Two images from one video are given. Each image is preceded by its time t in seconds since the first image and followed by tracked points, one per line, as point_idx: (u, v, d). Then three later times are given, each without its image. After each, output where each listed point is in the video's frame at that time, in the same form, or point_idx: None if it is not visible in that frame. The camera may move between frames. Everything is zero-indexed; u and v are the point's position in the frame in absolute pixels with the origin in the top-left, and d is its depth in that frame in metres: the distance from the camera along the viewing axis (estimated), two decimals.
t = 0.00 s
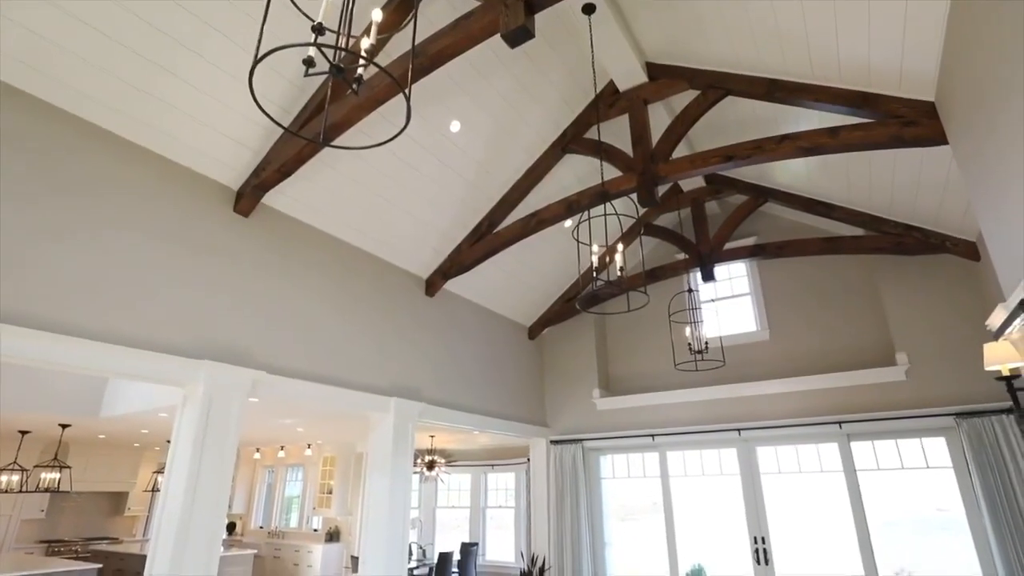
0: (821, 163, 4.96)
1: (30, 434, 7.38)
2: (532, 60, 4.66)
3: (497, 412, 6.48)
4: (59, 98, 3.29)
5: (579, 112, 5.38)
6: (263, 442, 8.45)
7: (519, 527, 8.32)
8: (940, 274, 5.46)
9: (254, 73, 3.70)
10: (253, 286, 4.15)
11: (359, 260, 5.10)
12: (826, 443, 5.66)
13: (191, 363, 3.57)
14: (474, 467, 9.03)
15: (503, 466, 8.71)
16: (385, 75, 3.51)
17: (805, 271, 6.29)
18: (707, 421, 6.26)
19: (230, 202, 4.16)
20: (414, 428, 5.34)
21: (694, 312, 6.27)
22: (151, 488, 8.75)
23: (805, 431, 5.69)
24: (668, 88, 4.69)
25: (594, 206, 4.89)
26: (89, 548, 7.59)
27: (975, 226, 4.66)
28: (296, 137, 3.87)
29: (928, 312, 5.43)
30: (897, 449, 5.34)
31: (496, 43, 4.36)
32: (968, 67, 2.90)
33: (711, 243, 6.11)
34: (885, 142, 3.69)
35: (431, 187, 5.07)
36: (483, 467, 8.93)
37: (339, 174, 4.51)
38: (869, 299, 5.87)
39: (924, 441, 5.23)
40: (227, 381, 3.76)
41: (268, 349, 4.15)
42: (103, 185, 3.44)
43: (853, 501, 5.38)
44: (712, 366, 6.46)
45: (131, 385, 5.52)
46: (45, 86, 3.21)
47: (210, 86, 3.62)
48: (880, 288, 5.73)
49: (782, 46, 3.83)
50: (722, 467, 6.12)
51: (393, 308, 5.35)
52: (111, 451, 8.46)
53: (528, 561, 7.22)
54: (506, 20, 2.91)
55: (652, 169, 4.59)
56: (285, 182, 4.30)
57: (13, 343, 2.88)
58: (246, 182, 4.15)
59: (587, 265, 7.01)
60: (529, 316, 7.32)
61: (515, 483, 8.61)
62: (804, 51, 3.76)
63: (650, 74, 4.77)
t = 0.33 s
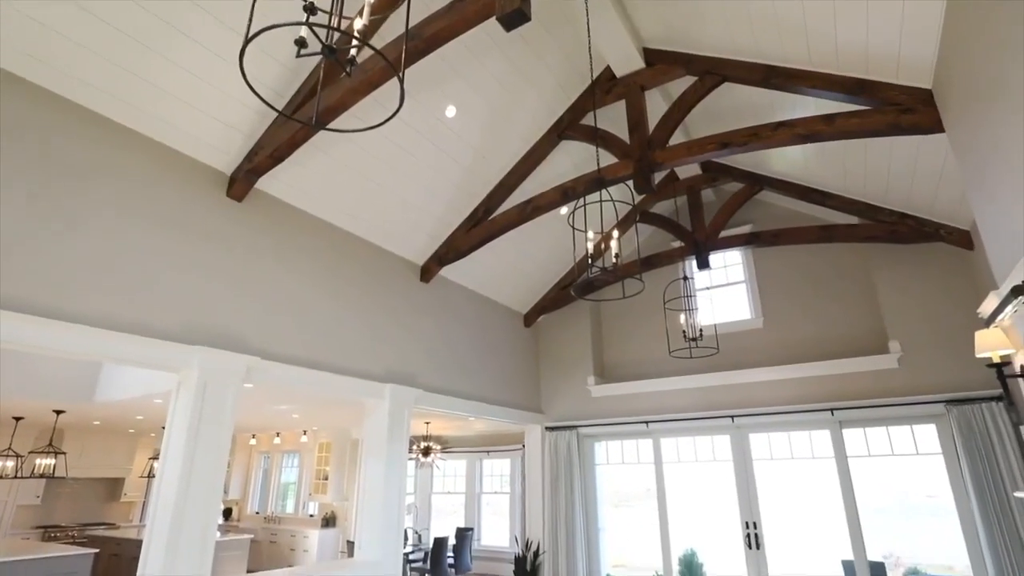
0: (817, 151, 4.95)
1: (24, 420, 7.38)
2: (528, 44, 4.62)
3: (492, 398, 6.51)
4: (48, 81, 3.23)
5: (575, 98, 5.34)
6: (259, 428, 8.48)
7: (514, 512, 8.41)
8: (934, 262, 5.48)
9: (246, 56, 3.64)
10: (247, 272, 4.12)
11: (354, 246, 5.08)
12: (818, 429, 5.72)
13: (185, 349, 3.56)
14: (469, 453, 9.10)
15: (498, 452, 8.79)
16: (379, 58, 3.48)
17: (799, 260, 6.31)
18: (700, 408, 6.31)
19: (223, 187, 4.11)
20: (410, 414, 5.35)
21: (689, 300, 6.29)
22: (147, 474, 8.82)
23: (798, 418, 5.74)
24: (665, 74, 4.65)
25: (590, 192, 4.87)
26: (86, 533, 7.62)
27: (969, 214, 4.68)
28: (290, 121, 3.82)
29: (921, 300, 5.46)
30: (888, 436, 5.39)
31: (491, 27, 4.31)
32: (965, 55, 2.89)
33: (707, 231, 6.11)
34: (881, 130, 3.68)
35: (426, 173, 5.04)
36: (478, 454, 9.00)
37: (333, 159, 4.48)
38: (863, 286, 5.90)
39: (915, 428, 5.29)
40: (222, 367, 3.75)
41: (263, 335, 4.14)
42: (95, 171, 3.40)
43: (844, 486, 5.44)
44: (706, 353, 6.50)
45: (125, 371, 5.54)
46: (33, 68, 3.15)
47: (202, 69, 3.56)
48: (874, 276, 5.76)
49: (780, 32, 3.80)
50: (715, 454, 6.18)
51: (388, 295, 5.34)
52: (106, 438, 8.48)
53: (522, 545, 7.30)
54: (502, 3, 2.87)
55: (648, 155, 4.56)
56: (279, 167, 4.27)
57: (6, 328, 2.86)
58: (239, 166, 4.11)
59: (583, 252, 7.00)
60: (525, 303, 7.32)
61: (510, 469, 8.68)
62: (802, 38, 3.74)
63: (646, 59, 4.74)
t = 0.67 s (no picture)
0: (814, 138, 4.94)
1: (19, 407, 7.38)
2: (524, 29, 4.57)
3: (488, 385, 6.54)
4: (35, 62, 3.18)
5: (572, 84, 5.30)
6: (255, 415, 8.50)
7: (509, 497, 8.48)
8: (927, 251, 5.51)
9: (238, 39, 3.59)
10: (241, 259, 4.10)
11: (349, 233, 5.06)
12: (811, 416, 5.76)
13: (179, 334, 3.54)
14: (465, 440, 9.16)
15: (493, 439, 8.86)
16: (374, 42, 3.45)
17: (794, 248, 6.32)
18: (694, 395, 6.35)
19: (216, 171, 4.08)
20: (405, 400, 5.37)
21: (684, 288, 6.30)
22: (143, 460, 8.84)
23: (790, 405, 5.79)
24: (662, 59, 4.62)
25: (586, 179, 4.85)
26: (83, 518, 7.65)
27: (963, 202, 4.69)
28: (283, 105, 3.78)
29: (914, 289, 5.49)
30: (880, 423, 5.45)
31: (487, 10, 4.26)
32: (962, 40, 2.88)
33: (702, 218, 6.10)
34: (878, 117, 3.67)
35: (421, 159, 5.01)
36: (474, 440, 9.07)
37: (327, 144, 4.44)
38: (857, 275, 5.92)
39: (906, 415, 5.35)
40: (217, 353, 3.74)
41: (258, 321, 4.13)
42: (84, 155, 3.35)
43: (835, 472, 5.51)
44: (701, 341, 6.53)
45: (120, 357, 5.53)
46: (21, 49, 3.11)
47: (193, 52, 3.51)
48: (868, 265, 5.78)
49: (779, 18, 3.77)
50: (708, 440, 6.23)
51: (383, 282, 5.33)
52: (101, 425, 8.49)
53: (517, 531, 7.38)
54: None
55: (645, 142, 4.54)
56: (272, 152, 4.23)
57: None
58: (232, 151, 4.07)
59: (579, 240, 7.00)
60: (520, 291, 7.33)
61: (505, 456, 8.75)
62: (800, 24, 3.71)
63: (644, 45, 4.70)
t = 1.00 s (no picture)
0: (809, 125, 4.93)
1: (12, 393, 7.36)
2: (520, 12, 4.51)
3: (482, 372, 6.56)
4: (21, 43, 3.12)
5: (568, 70, 5.26)
6: (250, 402, 8.51)
7: (503, 483, 8.55)
8: (921, 239, 5.53)
9: (228, 21, 3.53)
10: (235, 244, 4.08)
11: (343, 219, 5.03)
12: (803, 403, 5.81)
13: (173, 319, 3.52)
14: (460, 427, 9.21)
15: (488, 426, 8.92)
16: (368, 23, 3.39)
17: (789, 236, 6.33)
18: (688, 383, 6.38)
19: (208, 156, 4.03)
20: (400, 387, 5.38)
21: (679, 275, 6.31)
22: (137, 447, 8.87)
23: (783, 392, 5.83)
24: (659, 45, 4.58)
25: (581, 166, 4.83)
26: (78, 504, 7.65)
27: (958, 191, 4.70)
28: (276, 88, 3.72)
29: (907, 277, 5.51)
30: (871, 410, 5.50)
31: None
32: (960, 26, 2.86)
33: (698, 206, 6.09)
34: (874, 105, 3.66)
35: (415, 145, 4.97)
36: (469, 427, 9.13)
37: (320, 129, 4.39)
38: (851, 263, 5.94)
39: (897, 402, 5.40)
40: (210, 339, 3.73)
41: (252, 307, 4.11)
42: (74, 138, 3.31)
43: (826, 458, 5.57)
44: (695, 328, 6.56)
45: (112, 343, 5.52)
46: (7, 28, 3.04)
47: (183, 34, 3.45)
48: (862, 253, 5.80)
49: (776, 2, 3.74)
50: (701, 427, 6.28)
51: (378, 268, 5.31)
52: (96, 411, 8.50)
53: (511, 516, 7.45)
54: None
55: (640, 128, 4.52)
56: (265, 137, 4.19)
57: None
58: (224, 135, 4.02)
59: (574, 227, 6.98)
60: (515, 278, 7.32)
61: (499, 442, 8.81)
62: (798, 8, 3.68)
63: (640, 30, 4.65)
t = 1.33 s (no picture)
0: (806, 113, 4.91)
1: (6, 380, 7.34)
2: None
3: (478, 359, 6.57)
4: (7, 24, 3.06)
5: (564, 55, 5.21)
6: (245, 389, 8.52)
7: (498, 470, 8.62)
8: (915, 228, 5.55)
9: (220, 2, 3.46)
10: (228, 230, 4.04)
11: (337, 205, 4.99)
12: (796, 390, 5.86)
13: (167, 306, 3.50)
14: (455, 414, 9.26)
15: (483, 413, 8.97)
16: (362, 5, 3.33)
17: (784, 224, 6.34)
18: (682, 370, 6.42)
19: (200, 140, 3.98)
20: (395, 374, 5.38)
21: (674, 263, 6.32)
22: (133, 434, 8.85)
23: (776, 379, 5.88)
24: (656, 30, 4.54)
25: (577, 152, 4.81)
26: (74, 491, 7.66)
27: (952, 179, 4.71)
28: (268, 72, 3.66)
29: (900, 265, 5.54)
30: (863, 397, 5.55)
31: None
32: (959, 12, 2.84)
33: (694, 193, 6.08)
34: (870, 92, 3.66)
35: (410, 131, 4.94)
36: (464, 414, 9.19)
37: (313, 114, 4.35)
38: (845, 251, 5.96)
39: (889, 389, 5.45)
40: (204, 326, 3.71)
41: (247, 294, 4.09)
42: (63, 122, 3.26)
43: (818, 444, 5.63)
44: (690, 316, 6.58)
45: (106, 330, 5.49)
46: None
47: (173, 16, 3.39)
48: (856, 241, 5.82)
49: None
50: (695, 414, 6.33)
51: (373, 255, 5.30)
52: (90, 399, 8.50)
53: (506, 502, 7.52)
54: None
55: (637, 115, 4.49)
56: (257, 122, 4.14)
57: None
58: (217, 119, 3.96)
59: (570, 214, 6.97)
60: (511, 265, 7.32)
61: (494, 429, 8.87)
62: None
63: (638, 15, 4.61)
